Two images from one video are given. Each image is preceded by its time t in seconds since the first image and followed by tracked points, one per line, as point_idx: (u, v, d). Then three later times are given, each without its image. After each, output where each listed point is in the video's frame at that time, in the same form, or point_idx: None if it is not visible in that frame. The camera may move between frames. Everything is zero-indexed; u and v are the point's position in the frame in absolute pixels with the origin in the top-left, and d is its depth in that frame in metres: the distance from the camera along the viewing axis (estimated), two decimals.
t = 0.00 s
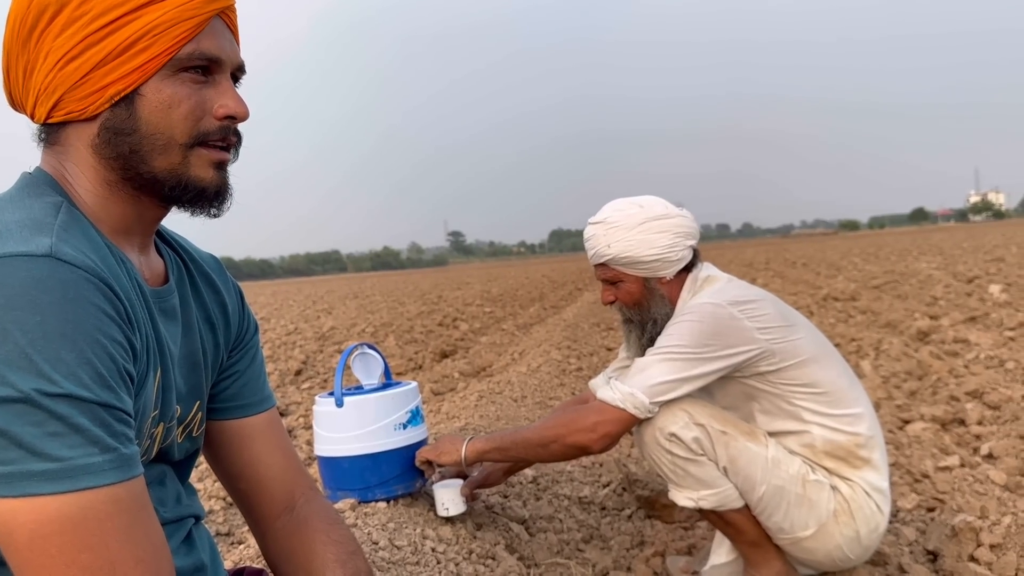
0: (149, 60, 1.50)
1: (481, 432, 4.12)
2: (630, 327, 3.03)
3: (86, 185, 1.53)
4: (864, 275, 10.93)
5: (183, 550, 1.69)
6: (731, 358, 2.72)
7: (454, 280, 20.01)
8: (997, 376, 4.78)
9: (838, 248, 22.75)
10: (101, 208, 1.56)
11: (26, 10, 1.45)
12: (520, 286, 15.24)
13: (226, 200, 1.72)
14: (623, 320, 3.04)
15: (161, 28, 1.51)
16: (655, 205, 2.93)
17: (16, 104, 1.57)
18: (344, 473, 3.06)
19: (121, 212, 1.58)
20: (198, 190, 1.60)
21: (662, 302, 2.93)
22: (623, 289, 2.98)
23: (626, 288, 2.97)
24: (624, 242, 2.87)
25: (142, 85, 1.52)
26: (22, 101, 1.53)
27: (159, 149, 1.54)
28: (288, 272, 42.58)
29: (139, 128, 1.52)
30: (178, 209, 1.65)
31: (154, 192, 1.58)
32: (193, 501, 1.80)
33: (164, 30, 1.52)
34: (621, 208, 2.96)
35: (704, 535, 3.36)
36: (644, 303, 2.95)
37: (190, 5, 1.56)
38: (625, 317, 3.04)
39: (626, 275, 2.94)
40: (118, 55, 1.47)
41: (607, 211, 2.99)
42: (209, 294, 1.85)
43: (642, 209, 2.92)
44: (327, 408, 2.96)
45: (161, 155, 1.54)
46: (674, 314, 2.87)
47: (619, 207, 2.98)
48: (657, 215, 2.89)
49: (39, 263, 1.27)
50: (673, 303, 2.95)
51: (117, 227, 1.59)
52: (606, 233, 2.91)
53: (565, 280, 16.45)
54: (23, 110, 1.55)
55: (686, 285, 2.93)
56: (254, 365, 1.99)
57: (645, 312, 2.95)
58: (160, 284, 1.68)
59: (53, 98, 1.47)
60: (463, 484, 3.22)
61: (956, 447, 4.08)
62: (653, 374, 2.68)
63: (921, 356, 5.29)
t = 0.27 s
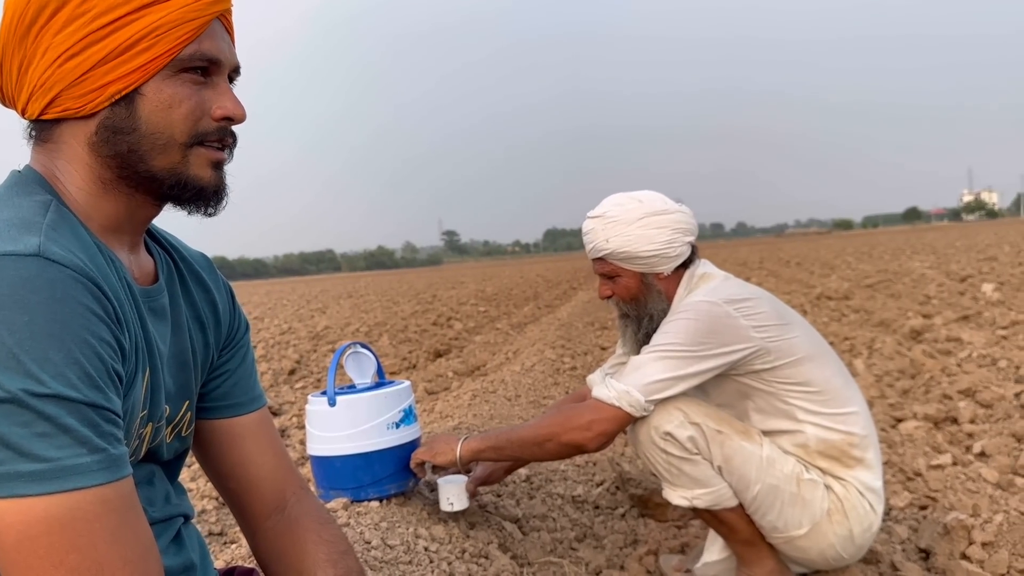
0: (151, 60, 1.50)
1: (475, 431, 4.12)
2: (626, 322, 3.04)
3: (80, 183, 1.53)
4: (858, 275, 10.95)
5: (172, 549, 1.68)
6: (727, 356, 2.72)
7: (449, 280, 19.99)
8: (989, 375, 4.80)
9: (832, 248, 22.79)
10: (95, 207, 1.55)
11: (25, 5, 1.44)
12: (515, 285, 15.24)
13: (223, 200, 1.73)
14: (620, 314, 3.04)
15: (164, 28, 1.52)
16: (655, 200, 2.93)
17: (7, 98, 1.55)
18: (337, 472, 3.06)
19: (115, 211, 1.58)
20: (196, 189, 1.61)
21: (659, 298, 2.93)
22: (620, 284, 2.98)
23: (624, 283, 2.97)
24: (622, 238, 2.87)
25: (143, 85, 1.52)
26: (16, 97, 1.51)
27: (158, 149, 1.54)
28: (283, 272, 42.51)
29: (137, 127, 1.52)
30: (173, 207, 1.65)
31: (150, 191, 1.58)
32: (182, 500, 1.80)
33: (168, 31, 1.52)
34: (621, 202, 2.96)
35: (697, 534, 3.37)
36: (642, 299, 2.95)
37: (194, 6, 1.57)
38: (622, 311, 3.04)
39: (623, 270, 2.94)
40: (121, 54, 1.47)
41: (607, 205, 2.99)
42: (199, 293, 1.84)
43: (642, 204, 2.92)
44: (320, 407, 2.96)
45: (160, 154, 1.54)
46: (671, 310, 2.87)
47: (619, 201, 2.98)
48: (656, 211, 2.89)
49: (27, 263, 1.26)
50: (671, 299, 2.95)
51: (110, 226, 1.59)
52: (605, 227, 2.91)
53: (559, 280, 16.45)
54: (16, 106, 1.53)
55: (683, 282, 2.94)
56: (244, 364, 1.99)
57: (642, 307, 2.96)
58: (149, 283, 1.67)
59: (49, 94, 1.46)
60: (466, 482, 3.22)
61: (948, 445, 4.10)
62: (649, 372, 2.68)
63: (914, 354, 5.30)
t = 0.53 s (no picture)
0: (174, 69, 1.57)
1: (467, 430, 4.14)
2: (622, 315, 3.05)
3: (83, 185, 1.54)
4: (851, 274, 10.98)
5: (159, 548, 1.69)
6: (724, 354, 2.73)
7: (443, 281, 19.98)
8: (980, 373, 4.82)
9: (827, 247, 22.82)
10: (97, 209, 1.57)
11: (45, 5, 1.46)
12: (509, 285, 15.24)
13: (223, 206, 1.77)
14: (616, 308, 3.06)
15: (187, 40, 1.59)
16: (653, 195, 2.95)
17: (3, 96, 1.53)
18: (329, 471, 3.07)
19: (115, 214, 1.60)
20: (205, 196, 1.67)
21: (655, 292, 2.95)
22: (616, 278, 2.99)
23: (620, 277, 2.98)
24: (620, 230, 2.88)
25: (165, 93, 1.57)
26: (18, 95, 1.50)
27: (174, 156, 1.60)
28: (278, 272, 42.45)
29: (157, 133, 1.57)
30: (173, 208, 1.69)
31: (158, 196, 1.62)
32: (169, 499, 1.80)
33: (191, 43, 1.59)
34: (620, 195, 2.98)
35: (689, 532, 3.38)
36: (638, 292, 2.97)
37: (215, 22, 1.64)
38: (617, 305, 3.06)
39: (620, 263, 2.95)
40: (146, 61, 1.53)
41: (605, 198, 3.01)
42: (186, 295, 1.85)
43: (640, 198, 2.94)
44: (312, 406, 2.97)
45: (176, 160, 1.60)
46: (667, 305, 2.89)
47: (618, 194, 3.00)
48: (654, 205, 2.91)
49: (16, 271, 1.27)
50: (666, 294, 2.96)
51: (110, 229, 1.60)
52: (603, 221, 2.93)
53: (554, 280, 16.45)
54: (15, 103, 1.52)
55: (680, 277, 2.95)
56: (233, 364, 1.99)
57: (638, 301, 2.98)
58: (137, 287, 1.68)
59: (65, 95, 1.47)
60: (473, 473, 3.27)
61: (939, 443, 4.12)
62: (646, 370, 2.69)
63: (905, 353, 5.32)
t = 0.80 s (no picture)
0: (166, 64, 1.56)
1: (462, 432, 4.14)
2: (620, 314, 3.04)
3: (79, 185, 1.54)
4: (844, 274, 11.01)
5: (152, 551, 1.68)
6: (725, 354, 2.72)
7: (437, 282, 19.97)
8: (973, 373, 4.85)
9: (819, 247, 22.90)
10: (92, 210, 1.56)
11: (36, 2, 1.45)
12: (503, 287, 15.23)
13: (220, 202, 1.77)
14: (613, 306, 3.05)
15: (180, 35, 1.58)
16: (649, 193, 2.97)
17: None
18: (323, 473, 3.06)
19: (110, 215, 1.59)
20: (200, 192, 1.66)
21: (652, 289, 2.94)
22: (614, 275, 2.99)
23: (617, 274, 2.98)
24: (617, 227, 2.88)
25: (157, 87, 1.56)
26: (12, 95, 1.49)
27: (167, 150, 1.59)
28: (271, 274, 42.33)
29: (150, 127, 1.56)
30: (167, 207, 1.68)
31: (153, 194, 1.61)
32: (161, 501, 1.80)
33: (182, 37, 1.59)
34: (617, 194, 2.99)
35: (684, 532, 3.39)
36: (635, 290, 2.96)
37: (206, 17, 1.64)
38: (615, 303, 3.05)
39: (617, 261, 2.95)
40: (138, 56, 1.52)
41: (603, 197, 3.02)
42: (178, 298, 1.84)
43: (637, 196, 2.96)
44: (306, 408, 2.96)
45: (169, 155, 1.59)
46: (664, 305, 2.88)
47: (615, 193, 3.01)
48: (650, 203, 2.92)
49: (8, 275, 1.26)
50: (664, 292, 2.96)
51: (105, 230, 1.60)
52: (600, 218, 2.94)
53: (548, 280, 16.46)
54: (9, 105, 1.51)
55: (678, 276, 2.95)
56: (227, 369, 1.99)
57: (635, 299, 2.96)
58: (129, 290, 1.67)
59: (58, 92, 1.46)
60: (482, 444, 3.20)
61: (932, 443, 4.14)
62: (648, 370, 2.66)
63: (898, 353, 5.34)
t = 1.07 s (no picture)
0: (151, 63, 1.54)
1: (458, 435, 4.14)
2: (619, 315, 3.03)
3: (73, 190, 1.52)
4: (836, 275, 11.05)
5: (155, 559, 1.66)
6: (727, 356, 2.71)
7: (429, 284, 19.94)
8: (966, 374, 4.87)
9: (810, 248, 22.99)
10: (88, 215, 1.55)
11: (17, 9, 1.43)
12: (496, 288, 15.21)
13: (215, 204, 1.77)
14: (612, 308, 3.03)
15: (163, 33, 1.56)
16: (650, 194, 2.97)
17: None
18: (319, 478, 3.03)
19: (107, 218, 1.57)
20: (193, 191, 1.64)
21: (651, 289, 2.93)
22: (613, 275, 2.98)
23: (616, 274, 2.97)
24: (618, 224, 2.88)
25: (144, 87, 1.54)
26: None
27: (158, 150, 1.57)
28: (261, 276, 42.16)
29: (139, 128, 1.54)
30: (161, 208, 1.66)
31: (149, 198, 1.60)
32: (163, 507, 1.77)
33: (165, 35, 1.56)
34: (617, 194, 2.99)
35: (681, 535, 3.38)
36: (634, 290, 2.95)
37: (189, 13, 1.62)
38: (614, 304, 3.04)
39: (616, 261, 2.94)
40: (123, 56, 1.50)
41: (603, 197, 3.02)
42: (178, 300, 1.82)
43: (637, 196, 2.96)
44: (302, 413, 2.93)
45: (160, 155, 1.57)
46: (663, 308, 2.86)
47: (615, 194, 3.01)
48: (650, 203, 2.92)
49: (9, 275, 1.24)
50: (663, 292, 2.95)
51: (102, 234, 1.59)
52: (600, 217, 2.94)
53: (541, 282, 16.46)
54: None
55: (676, 278, 2.95)
56: (226, 372, 1.97)
57: (634, 299, 2.95)
58: (130, 291, 1.66)
59: (46, 98, 1.44)
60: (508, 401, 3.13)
61: (927, 444, 4.15)
62: (650, 372, 2.63)
63: (892, 354, 5.36)
